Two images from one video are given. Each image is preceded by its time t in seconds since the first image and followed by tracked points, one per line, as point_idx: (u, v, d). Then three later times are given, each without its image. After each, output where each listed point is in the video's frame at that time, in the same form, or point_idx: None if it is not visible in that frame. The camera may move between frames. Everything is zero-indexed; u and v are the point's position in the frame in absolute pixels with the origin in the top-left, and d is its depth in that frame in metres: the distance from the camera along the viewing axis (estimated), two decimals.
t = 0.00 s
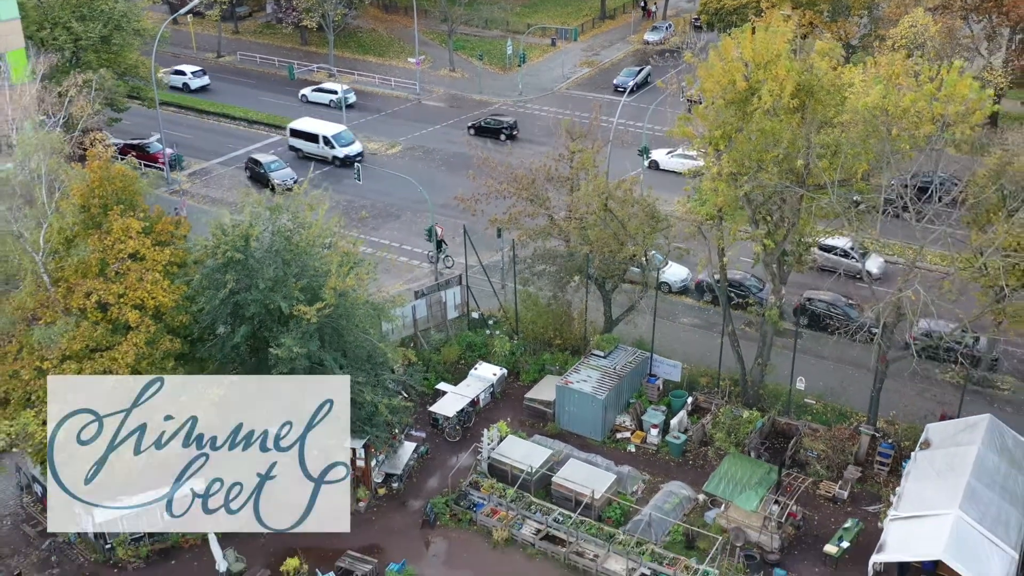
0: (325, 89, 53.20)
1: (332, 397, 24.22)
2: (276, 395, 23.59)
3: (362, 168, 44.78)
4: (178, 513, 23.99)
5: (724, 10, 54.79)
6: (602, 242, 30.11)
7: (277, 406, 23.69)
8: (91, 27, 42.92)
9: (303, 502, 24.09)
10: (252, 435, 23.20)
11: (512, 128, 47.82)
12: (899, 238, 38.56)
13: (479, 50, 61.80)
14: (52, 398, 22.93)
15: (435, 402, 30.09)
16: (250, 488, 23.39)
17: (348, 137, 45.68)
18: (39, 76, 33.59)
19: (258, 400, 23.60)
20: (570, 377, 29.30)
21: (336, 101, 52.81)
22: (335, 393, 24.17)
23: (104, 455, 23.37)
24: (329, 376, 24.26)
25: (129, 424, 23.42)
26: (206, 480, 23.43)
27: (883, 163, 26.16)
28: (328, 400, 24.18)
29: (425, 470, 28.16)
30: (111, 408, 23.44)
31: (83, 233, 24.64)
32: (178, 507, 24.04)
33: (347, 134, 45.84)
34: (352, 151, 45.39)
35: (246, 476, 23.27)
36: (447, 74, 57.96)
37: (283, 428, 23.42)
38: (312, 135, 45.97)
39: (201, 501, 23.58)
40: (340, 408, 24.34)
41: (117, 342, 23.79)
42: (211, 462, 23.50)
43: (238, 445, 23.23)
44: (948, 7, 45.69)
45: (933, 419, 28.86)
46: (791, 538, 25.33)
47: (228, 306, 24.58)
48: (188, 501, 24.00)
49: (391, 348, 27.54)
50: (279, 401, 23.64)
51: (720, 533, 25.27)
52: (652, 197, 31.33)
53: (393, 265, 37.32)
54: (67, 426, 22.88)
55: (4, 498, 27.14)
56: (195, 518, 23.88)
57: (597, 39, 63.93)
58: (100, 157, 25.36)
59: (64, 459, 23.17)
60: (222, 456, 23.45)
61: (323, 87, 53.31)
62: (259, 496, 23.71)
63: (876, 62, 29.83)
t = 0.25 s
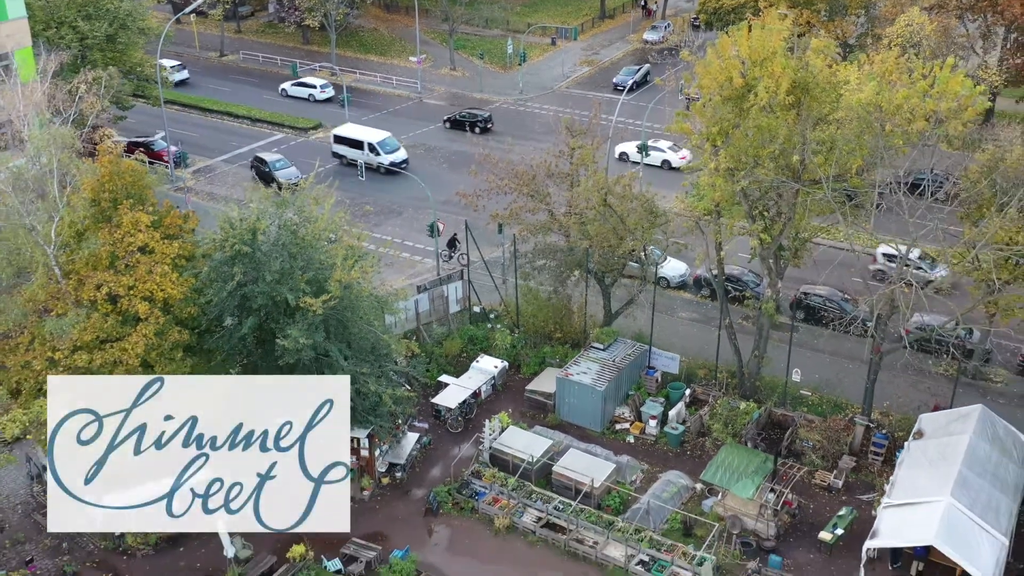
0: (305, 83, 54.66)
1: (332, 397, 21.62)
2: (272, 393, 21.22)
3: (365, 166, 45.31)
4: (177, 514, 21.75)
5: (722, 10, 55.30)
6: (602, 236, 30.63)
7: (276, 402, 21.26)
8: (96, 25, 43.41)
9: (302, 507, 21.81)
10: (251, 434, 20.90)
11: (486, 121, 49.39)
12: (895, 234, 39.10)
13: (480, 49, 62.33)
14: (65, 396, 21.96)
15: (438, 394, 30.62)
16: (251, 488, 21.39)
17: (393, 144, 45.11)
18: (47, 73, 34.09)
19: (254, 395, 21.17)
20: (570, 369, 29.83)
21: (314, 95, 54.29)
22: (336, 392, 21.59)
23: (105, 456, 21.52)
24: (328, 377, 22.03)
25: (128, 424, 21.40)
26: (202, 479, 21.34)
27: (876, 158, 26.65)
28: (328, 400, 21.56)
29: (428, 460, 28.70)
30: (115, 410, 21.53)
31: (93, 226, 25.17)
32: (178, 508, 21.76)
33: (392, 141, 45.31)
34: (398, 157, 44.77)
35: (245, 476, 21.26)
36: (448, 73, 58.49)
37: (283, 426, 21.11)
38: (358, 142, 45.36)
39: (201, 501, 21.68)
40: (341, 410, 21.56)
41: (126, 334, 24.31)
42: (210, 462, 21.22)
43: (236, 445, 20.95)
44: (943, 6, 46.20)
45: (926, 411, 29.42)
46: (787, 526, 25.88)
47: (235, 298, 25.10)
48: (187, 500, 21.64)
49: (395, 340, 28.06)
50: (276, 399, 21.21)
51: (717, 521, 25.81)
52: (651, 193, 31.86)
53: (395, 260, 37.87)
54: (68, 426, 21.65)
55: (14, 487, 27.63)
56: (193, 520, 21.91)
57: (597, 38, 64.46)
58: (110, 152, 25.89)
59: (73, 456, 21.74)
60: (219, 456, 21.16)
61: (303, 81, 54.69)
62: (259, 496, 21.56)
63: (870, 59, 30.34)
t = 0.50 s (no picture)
0: (286, 77, 55.81)
1: (334, 395, 18.11)
2: (272, 388, 17.89)
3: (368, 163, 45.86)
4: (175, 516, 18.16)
5: (721, 9, 55.84)
6: (601, 231, 31.17)
7: (276, 399, 17.98)
8: (102, 24, 43.89)
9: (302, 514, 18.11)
10: (251, 432, 17.78)
11: (463, 114, 50.61)
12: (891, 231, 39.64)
13: (481, 48, 62.87)
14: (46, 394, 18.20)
15: (440, 386, 31.16)
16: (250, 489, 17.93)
17: (439, 151, 44.25)
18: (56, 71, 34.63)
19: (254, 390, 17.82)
20: (571, 362, 30.37)
21: (295, 88, 55.38)
22: (338, 390, 18.07)
23: (105, 456, 17.91)
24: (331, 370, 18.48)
25: (128, 423, 18.01)
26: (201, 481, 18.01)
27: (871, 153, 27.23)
28: (328, 399, 18.07)
29: (431, 451, 29.23)
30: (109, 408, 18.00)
31: (104, 220, 25.72)
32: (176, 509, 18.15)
33: (438, 148, 44.42)
34: (445, 164, 43.87)
35: (245, 475, 17.97)
36: (449, 72, 59.04)
37: (282, 425, 17.98)
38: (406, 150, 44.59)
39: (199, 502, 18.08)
40: (345, 408, 18.13)
41: (136, 325, 24.82)
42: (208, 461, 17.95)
43: (236, 443, 17.84)
44: (939, 6, 46.69)
45: (919, 402, 29.97)
46: (783, 514, 26.44)
47: (243, 291, 25.62)
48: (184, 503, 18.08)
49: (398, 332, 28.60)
50: (275, 395, 17.94)
51: (714, 509, 26.37)
52: (650, 189, 32.41)
53: (398, 255, 38.41)
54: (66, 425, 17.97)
55: (24, 475, 28.12)
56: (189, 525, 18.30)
57: (597, 37, 65.01)
58: (120, 148, 26.41)
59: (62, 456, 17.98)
60: (216, 452, 17.92)
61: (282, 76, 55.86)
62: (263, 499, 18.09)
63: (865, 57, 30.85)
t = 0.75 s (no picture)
0: (266, 72, 57.02)
1: (333, 397, 19.51)
2: (269, 391, 19.32)
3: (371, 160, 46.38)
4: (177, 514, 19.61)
5: (720, 9, 56.36)
6: (601, 227, 31.73)
7: (273, 401, 19.41)
8: (108, 23, 44.45)
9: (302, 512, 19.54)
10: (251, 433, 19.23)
11: (440, 109, 52.01)
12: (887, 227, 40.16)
13: (482, 48, 63.41)
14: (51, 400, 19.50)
15: (443, 378, 31.64)
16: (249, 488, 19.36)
17: (485, 156, 43.62)
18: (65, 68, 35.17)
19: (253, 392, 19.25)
20: (571, 354, 30.91)
21: (274, 83, 56.61)
22: (336, 391, 19.46)
23: (106, 456, 19.43)
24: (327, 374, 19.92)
25: (128, 424, 19.46)
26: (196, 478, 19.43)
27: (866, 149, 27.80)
28: (328, 399, 19.48)
29: (433, 441, 29.78)
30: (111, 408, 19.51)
31: (114, 214, 26.27)
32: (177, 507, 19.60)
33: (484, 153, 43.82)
34: (490, 169, 43.70)
35: (244, 474, 19.36)
36: (450, 71, 59.57)
37: (282, 426, 19.39)
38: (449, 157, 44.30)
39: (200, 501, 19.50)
40: (344, 408, 19.53)
41: (146, 317, 25.33)
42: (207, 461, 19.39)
43: (236, 444, 19.27)
44: (935, 6, 47.21)
45: (913, 394, 30.51)
46: (779, 503, 26.98)
47: (249, 283, 26.14)
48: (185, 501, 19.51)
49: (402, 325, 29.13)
50: (272, 398, 19.34)
51: (712, 498, 26.93)
52: (648, 185, 32.94)
53: (401, 251, 38.95)
54: (65, 426, 19.44)
55: (35, 464, 28.60)
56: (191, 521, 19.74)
57: (597, 37, 65.54)
58: (129, 143, 26.93)
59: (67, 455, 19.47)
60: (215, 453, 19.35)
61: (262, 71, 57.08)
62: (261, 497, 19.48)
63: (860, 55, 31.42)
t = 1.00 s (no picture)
0: (248, 66, 58.19)
1: (333, 396, 18.86)
2: (270, 390, 18.58)
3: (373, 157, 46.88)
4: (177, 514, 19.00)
5: (718, 8, 56.87)
6: (600, 222, 32.29)
7: (272, 401, 18.68)
8: (113, 22, 44.94)
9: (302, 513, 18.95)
10: (251, 433, 18.49)
11: (417, 102, 53.32)
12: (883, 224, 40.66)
13: (482, 47, 63.94)
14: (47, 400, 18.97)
15: (445, 371, 32.24)
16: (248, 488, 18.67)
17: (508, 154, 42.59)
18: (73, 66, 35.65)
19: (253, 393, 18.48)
20: (571, 347, 31.45)
21: (255, 77, 57.86)
22: (337, 391, 18.82)
23: (105, 456, 18.78)
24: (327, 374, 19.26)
25: (128, 422, 18.79)
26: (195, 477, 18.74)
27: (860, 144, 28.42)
28: (328, 399, 18.83)
29: (435, 432, 30.32)
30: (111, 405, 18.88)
31: (123, 207, 26.78)
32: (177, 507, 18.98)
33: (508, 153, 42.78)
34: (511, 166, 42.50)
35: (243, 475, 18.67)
36: (451, 70, 60.10)
37: (281, 426, 18.70)
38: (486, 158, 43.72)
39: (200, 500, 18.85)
40: (344, 408, 18.89)
41: (154, 309, 25.85)
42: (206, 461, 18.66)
43: (235, 445, 18.52)
44: (931, 5, 47.73)
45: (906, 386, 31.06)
46: (775, 491, 27.54)
47: (256, 276, 26.67)
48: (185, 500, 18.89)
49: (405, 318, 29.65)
50: (272, 398, 18.61)
51: (708, 486, 27.47)
52: (647, 180, 33.49)
53: (403, 247, 39.48)
54: (66, 425, 18.81)
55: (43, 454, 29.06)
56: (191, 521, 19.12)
57: (597, 36, 66.05)
58: (138, 139, 27.43)
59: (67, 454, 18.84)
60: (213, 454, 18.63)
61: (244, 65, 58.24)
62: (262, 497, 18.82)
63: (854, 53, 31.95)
